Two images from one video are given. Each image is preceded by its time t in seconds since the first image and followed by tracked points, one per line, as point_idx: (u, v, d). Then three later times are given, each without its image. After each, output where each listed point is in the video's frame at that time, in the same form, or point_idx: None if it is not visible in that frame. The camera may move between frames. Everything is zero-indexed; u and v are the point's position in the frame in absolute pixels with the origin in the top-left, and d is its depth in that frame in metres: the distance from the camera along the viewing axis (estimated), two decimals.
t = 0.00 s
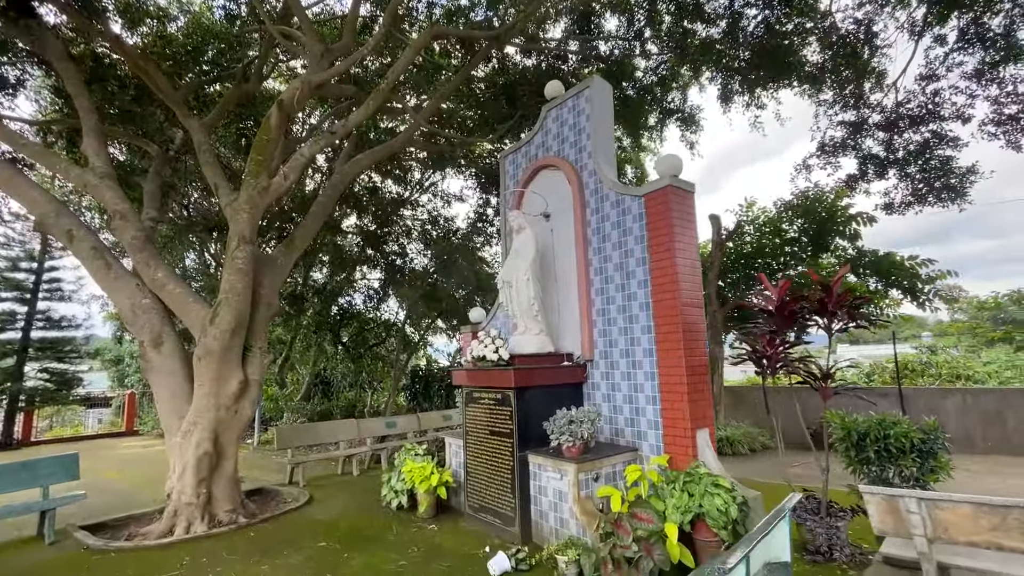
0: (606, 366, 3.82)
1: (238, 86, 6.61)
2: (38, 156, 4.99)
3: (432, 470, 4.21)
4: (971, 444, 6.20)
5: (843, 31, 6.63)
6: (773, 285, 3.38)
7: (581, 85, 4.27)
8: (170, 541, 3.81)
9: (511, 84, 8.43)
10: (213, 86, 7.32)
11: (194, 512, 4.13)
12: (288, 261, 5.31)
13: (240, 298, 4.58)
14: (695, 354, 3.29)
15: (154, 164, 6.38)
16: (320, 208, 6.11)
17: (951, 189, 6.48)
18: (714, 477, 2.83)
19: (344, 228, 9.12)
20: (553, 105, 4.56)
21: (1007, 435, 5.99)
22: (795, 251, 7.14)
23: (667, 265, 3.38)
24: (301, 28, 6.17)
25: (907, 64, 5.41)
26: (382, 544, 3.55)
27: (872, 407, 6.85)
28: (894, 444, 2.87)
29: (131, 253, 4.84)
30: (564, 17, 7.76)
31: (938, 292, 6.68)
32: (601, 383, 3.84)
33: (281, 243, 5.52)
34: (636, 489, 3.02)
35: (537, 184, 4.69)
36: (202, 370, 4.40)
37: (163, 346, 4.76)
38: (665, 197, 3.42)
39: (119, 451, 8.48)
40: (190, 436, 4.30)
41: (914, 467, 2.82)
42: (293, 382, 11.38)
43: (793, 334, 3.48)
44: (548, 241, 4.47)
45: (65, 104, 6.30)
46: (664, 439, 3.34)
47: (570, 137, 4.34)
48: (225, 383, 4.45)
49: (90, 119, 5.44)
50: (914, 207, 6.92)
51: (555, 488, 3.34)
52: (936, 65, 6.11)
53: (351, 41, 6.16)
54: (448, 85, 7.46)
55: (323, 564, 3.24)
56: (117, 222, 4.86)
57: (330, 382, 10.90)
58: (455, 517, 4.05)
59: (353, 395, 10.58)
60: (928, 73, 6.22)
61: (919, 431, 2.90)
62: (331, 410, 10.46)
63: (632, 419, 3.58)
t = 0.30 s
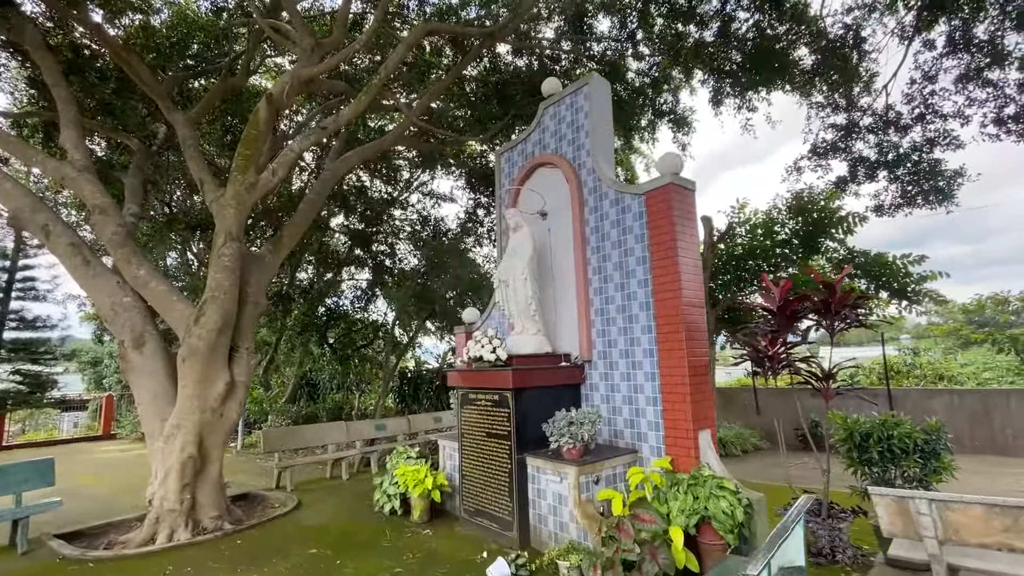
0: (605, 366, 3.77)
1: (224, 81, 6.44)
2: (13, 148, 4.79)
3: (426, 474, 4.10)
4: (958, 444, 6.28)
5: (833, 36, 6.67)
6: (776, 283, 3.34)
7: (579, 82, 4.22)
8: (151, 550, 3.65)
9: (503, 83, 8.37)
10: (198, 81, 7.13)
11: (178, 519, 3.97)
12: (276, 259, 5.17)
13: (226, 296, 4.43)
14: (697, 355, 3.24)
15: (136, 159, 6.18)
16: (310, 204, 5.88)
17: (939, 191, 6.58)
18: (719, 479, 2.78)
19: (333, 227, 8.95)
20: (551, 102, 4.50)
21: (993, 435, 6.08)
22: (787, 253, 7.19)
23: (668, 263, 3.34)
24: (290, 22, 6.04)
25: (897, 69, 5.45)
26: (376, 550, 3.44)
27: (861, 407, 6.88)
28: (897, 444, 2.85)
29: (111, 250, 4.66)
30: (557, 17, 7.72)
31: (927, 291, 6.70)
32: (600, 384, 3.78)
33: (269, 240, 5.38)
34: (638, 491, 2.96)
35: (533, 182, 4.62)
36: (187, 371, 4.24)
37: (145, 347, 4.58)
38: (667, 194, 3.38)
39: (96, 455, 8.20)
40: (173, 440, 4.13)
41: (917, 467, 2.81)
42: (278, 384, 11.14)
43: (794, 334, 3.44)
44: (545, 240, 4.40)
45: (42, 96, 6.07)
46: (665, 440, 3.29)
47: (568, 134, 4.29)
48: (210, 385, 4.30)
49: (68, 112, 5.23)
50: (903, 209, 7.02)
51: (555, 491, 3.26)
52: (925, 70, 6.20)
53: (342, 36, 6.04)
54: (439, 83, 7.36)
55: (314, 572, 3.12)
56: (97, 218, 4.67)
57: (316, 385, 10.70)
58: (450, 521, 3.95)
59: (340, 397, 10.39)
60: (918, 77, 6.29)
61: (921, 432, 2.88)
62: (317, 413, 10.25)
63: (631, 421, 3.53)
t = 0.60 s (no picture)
0: (605, 370, 3.72)
1: (211, 76, 6.28)
2: None
3: (422, 480, 4.00)
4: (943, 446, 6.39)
5: (821, 45, 6.74)
6: (779, 286, 3.34)
7: (579, 83, 4.18)
8: (134, 562, 3.49)
9: (496, 85, 8.32)
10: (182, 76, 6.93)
11: (162, 529, 3.81)
12: (265, 260, 5.03)
13: (214, 297, 4.29)
14: (700, 358, 3.21)
15: (117, 154, 5.96)
16: (300, 202, 5.59)
17: (925, 197, 6.72)
18: (726, 484, 2.74)
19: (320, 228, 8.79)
20: (549, 103, 4.45)
21: (977, 437, 6.20)
22: (777, 257, 7.26)
23: (672, 266, 3.31)
24: (282, 17, 5.91)
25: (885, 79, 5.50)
26: (371, 560, 3.33)
27: (846, 410, 7.02)
28: (901, 447, 2.86)
29: (92, 249, 4.47)
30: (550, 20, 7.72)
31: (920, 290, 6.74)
32: (600, 388, 3.74)
33: (257, 240, 5.24)
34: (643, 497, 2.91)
35: (531, 183, 4.57)
36: (172, 375, 4.08)
37: (127, 350, 4.41)
38: (671, 196, 3.35)
39: (69, 462, 7.88)
40: (156, 447, 3.96)
41: (920, 470, 2.82)
42: (261, 388, 10.89)
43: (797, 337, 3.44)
44: (543, 241, 4.35)
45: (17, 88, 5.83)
46: (668, 445, 3.25)
47: (567, 136, 4.24)
48: (197, 390, 4.14)
49: (46, 104, 5.02)
50: (892, 214, 7.18)
51: (557, 498, 3.20)
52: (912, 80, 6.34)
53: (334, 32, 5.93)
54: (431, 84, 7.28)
55: None
56: (76, 215, 4.48)
57: (301, 388, 10.48)
58: (446, 529, 3.86)
59: (326, 401, 10.20)
60: (907, 85, 6.40)
61: (924, 435, 2.89)
62: (302, 417, 10.03)
63: (633, 425, 3.48)
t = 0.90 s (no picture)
0: (602, 373, 3.70)
1: (196, 73, 6.12)
2: None
3: (415, 486, 3.92)
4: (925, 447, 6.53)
5: (805, 54, 6.84)
6: (775, 291, 3.35)
7: (575, 85, 4.18)
8: None
9: (486, 88, 8.29)
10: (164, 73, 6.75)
11: (143, 540, 3.66)
12: (252, 261, 4.92)
13: (199, 299, 4.16)
14: (699, 362, 3.21)
15: (95, 152, 5.77)
16: (287, 203, 5.47)
17: (907, 204, 6.90)
18: (727, 488, 2.73)
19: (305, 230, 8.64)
20: (544, 105, 4.44)
21: (958, 438, 6.36)
22: (763, 262, 7.35)
23: (670, 269, 3.31)
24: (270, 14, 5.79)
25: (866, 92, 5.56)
26: (365, 570, 3.25)
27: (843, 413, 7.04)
28: (897, 449, 2.89)
29: (70, 248, 4.30)
30: (540, 25, 7.73)
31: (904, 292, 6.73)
32: (597, 392, 3.71)
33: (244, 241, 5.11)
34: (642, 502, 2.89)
35: (526, 186, 4.54)
36: (155, 380, 3.94)
37: (107, 354, 4.24)
38: (669, 200, 3.35)
39: (39, 471, 7.56)
40: (138, 455, 3.81)
41: (915, 472, 2.85)
42: (242, 394, 10.62)
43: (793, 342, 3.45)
44: (538, 244, 4.32)
45: None
46: (667, 448, 3.24)
47: (563, 138, 4.23)
48: (181, 395, 4.00)
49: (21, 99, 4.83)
50: (874, 220, 7.34)
51: (555, 503, 3.16)
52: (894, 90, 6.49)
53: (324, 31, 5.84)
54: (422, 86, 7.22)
55: None
56: (53, 213, 4.31)
57: (283, 393, 10.25)
58: (440, 536, 3.79)
59: (310, 406, 10.00)
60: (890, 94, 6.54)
61: (919, 438, 2.92)
62: (285, 423, 9.80)
63: (630, 429, 3.47)
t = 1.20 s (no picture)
0: (594, 375, 3.67)
1: (175, 67, 5.93)
2: None
3: (403, 491, 3.84)
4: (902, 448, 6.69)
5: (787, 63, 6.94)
6: (767, 291, 3.38)
7: (567, 86, 4.17)
8: None
9: (473, 89, 8.24)
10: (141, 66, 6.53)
11: (118, 551, 3.51)
12: (234, 261, 4.79)
13: (179, 299, 4.03)
14: (692, 363, 3.21)
15: (66, 146, 5.53)
16: (270, 201, 5.34)
17: (885, 211, 7.07)
18: (723, 490, 2.72)
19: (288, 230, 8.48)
20: (536, 106, 4.42)
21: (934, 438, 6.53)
22: (747, 265, 7.45)
23: (664, 271, 3.30)
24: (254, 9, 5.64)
25: (846, 101, 5.64)
26: None
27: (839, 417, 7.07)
28: (886, 450, 2.92)
29: (40, 245, 4.11)
30: (528, 27, 7.71)
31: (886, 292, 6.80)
32: (589, 394, 3.68)
33: (225, 240, 4.97)
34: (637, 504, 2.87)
35: (517, 186, 4.51)
36: (132, 383, 3.78)
37: (79, 356, 4.06)
38: (663, 202, 3.35)
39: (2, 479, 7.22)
40: (112, 461, 3.65)
41: (904, 472, 2.89)
42: (219, 397, 10.33)
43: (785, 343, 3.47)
44: (530, 245, 4.29)
45: None
46: (660, 450, 3.22)
47: (555, 139, 4.21)
48: (159, 398, 3.85)
49: None
50: (854, 227, 7.50)
51: (548, 507, 3.12)
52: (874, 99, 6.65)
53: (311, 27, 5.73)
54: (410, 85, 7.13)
55: None
56: (24, 208, 4.12)
57: (262, 396, 10.03)
58: (429, 542, 3.71)
59: (290, 409, 9.79)
60: (870, 103, 6.68)
61: (907, 438, 2.96)
62: (264, 427, 9.56)
63: (623, 431, 3.45)
